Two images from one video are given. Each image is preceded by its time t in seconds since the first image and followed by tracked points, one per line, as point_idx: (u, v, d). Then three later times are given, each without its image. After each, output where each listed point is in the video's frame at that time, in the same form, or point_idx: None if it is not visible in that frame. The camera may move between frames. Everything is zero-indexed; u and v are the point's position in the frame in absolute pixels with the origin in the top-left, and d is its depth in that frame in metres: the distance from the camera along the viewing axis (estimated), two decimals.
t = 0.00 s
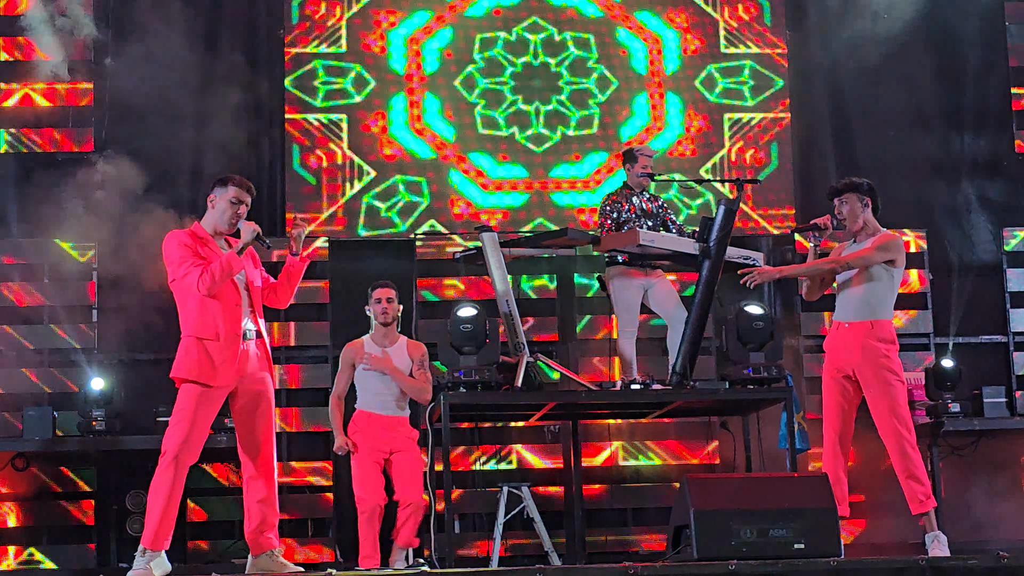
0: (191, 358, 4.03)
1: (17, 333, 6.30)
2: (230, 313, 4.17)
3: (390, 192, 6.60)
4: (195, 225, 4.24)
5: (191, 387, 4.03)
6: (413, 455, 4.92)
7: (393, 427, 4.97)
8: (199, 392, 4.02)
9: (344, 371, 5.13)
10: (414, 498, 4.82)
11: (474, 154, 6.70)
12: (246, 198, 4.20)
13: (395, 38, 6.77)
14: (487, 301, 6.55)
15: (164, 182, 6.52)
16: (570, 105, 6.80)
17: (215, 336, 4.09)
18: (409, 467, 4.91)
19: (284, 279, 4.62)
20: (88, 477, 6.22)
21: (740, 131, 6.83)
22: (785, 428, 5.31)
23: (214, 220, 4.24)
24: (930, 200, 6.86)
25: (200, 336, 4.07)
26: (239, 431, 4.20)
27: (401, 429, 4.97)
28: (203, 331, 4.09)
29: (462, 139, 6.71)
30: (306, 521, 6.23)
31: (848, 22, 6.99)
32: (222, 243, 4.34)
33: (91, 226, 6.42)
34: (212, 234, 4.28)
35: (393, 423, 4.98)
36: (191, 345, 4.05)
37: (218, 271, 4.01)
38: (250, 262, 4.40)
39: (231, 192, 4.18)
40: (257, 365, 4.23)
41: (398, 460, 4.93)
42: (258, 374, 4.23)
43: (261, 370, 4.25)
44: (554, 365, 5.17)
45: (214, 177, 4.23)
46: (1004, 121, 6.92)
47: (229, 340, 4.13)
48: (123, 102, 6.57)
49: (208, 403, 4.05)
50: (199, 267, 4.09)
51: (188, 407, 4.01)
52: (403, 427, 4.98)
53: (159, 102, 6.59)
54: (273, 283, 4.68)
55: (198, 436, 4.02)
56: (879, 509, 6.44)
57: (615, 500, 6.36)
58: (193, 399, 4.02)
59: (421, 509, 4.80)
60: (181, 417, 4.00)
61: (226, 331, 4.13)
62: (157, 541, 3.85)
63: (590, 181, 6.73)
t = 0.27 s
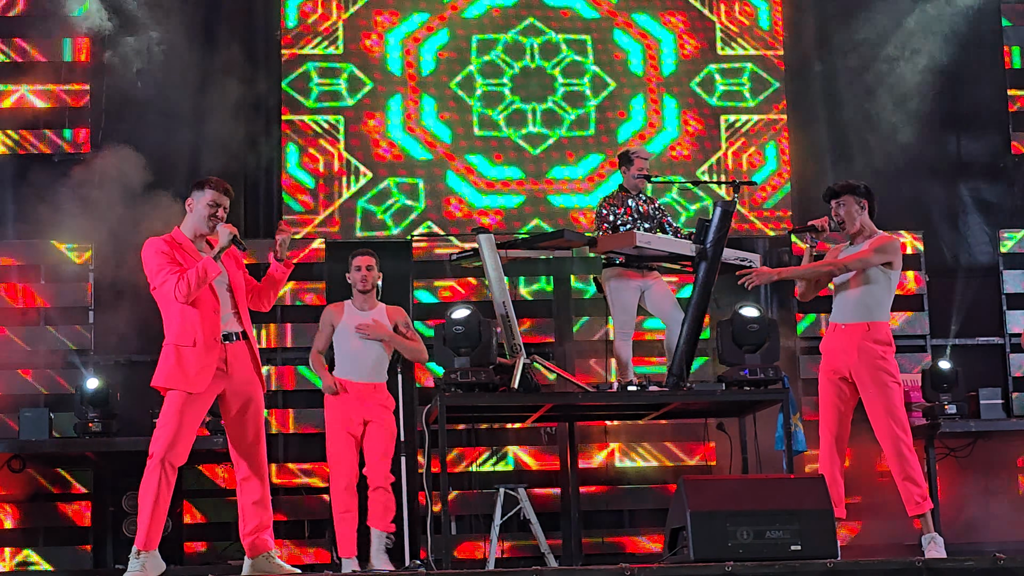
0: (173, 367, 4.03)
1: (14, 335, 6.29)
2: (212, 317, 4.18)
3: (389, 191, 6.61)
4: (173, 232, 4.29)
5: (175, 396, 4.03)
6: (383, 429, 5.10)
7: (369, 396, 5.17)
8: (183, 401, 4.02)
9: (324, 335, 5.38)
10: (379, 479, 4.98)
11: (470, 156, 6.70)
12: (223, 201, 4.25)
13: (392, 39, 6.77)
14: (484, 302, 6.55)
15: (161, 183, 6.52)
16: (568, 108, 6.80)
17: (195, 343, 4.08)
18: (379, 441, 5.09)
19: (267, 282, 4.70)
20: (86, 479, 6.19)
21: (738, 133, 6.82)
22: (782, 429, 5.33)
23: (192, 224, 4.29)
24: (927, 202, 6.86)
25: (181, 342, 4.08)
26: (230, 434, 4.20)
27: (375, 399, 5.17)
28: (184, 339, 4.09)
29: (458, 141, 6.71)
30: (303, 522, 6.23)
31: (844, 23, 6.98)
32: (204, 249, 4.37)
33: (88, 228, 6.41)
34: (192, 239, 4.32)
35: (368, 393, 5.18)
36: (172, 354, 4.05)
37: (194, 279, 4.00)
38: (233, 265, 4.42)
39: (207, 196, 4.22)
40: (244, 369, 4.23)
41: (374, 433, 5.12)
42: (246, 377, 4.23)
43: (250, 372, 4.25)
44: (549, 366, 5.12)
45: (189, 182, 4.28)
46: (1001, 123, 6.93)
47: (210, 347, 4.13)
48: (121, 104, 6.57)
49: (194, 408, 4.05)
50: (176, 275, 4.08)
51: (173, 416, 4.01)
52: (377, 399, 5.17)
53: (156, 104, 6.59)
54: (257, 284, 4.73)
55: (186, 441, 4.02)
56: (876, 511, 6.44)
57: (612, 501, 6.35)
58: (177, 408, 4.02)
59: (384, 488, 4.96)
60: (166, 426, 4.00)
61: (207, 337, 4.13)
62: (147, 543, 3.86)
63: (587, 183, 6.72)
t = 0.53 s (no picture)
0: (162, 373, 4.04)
1: (12, 334, 6.29)
2: (202, 320, 4.17)
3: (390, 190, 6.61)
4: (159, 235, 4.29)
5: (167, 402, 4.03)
6: (365, 455, 5.22)
7: (354, 419, 5.25)
8: (176, 405, 4.02)
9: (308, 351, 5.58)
10: (354, 501, 5.16)
11: (467, 156, 6.70)
12: (205, 199, 4.23)
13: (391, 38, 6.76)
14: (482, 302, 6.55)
15: (158, 183, 6.51)
16: (565, 108, 6.80)
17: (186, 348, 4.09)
18: (360, 466, 5.21)
19: (253, 285, 4.71)
20: (83, 479, 6.19)
21: (736, 133, 6.83)
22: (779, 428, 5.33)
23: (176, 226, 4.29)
24: (925, 203, 6.86)
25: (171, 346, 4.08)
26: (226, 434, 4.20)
27: (360, 421, 5.26)
28: (175, 344, 4.09)
29: (455, 141, 6.70)
30: (300, 522, 6.23)
31: (843, 23, 6.99)
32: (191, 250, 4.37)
33: (86, 227, 6.41)
34: (178, 240, 4.31)
35: (354, 415, 5.26)
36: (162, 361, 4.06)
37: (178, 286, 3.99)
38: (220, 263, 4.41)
39: (190, 198, 4.21)
40: (238, 368, 4.23)
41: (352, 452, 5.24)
42: (240, 377, 4.23)
43: (244, 372, 4.25)
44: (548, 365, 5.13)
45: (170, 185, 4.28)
46: (999, 123, 6.94)
47: (200, 349, 4.13)
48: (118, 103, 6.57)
49: (188, 411, 4.05)
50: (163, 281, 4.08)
51: (165, 421, 4.00)
52: (363, 421, 5.26)
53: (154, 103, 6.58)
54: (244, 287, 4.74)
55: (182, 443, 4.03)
56: (874, 511, 6.44)
57: (610, 501, 6.35)
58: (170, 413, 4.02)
59: (359, 513, 5.14)
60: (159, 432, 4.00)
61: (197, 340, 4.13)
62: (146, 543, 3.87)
63: (585, 183, 6.71)
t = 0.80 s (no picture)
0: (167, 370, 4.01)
1: (11, 333, 6.30)
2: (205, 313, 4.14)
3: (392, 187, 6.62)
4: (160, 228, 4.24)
5: (172, 398, 4.01)
6: (359, 459, 5.45)
7: (347, 424, 5.49)
8: (181, 403, 4.00)
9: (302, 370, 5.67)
10: (348, 503, 5.35)
11: (466, 156, 6.69)
12: (203, 190, 4.20)
13: (391, 37, 6.74)
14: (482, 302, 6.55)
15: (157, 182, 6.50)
16: (564, 107, 6.81)
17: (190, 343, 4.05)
18: (354, 470, 5.43)
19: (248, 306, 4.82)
20: (82, 479, 6.18)
21: (735, 132, 6.83)
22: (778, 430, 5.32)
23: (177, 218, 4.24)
24: (924, 203, 6.86)
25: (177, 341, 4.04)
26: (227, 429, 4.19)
27: (352, 427, 5.49)
28: (179, 338, 4.05)
29: (454, 141, 6.70)
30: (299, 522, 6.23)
31: (843, 23, 6.99)
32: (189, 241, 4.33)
33: (84, 227, 6.40)
34: (178, 233, 4.27)
35: (344, 423, 5.49)
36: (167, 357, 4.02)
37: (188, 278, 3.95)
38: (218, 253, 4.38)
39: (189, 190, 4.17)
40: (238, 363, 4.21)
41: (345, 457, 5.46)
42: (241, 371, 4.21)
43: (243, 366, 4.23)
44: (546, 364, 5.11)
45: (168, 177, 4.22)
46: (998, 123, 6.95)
47: (204, 344, 4.10)
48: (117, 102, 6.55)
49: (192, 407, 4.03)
50: (170, 275, 4.04)
51: (171, 418, 3.99)
52: (354, 426, 5.50)
53: (153, 102, 6.56)
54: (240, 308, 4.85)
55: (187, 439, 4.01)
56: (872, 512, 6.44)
57: (609, 501, 6.35)
58: (175, 410, 4.00)
59: (353, 514, 5.33)
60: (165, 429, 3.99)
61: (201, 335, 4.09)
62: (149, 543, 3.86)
63: (584, 183, 6.72)
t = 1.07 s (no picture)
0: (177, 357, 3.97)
1: (10, 332, 6.29)
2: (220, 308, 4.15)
3: (391, 187, 6.61)
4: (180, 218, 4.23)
5: (180, 387, 4.01)
6: (350, 460, 5.33)
7: (336, 424, 5.37)
8: (190, 391, 4.00)
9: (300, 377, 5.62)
10: (346, 505, 5.31)
11: (467, 154, 6.69)
12: (224, 181, 4.21)
13: (391, 34, 6.74)
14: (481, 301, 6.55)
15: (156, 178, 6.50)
16: (564, 106, 6.82)
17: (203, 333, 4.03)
18: (348, 472, 5.33)
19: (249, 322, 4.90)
20: (80, 477, 6.19)
21: (735, 131, 6.84)
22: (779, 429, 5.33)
23: (195, 208, 4.23)
24: (923, 202, 6.86)
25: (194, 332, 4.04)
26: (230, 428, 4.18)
27: (341, 427, 5.37)
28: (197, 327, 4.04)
29: (454, 139, 6.70)
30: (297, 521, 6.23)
31: (843, 20, 6.98)
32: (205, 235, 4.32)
33: (83, 224, 6.40)
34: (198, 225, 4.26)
35: (333, 424, 5.37)
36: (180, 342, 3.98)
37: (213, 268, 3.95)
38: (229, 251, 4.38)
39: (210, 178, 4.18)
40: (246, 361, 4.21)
41: (338, 458, 5.36)
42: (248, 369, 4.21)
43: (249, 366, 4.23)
44: (546, 363, 5.11)
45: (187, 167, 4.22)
46: (998, 123, 6.96)
47: (215, 337, 4.09)
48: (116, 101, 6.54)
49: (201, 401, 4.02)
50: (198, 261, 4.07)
51: (178, 406, 3.99)
52: (342, 425, 5.37)
53: (152, 100, 6.56)
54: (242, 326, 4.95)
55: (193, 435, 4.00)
56: (871, 511, 6.44)
57: (608, 500, 6.35)
58: (183, 398, 4.00)
59: (351, 517, 5.31)
60: (172, 416, 3.98)
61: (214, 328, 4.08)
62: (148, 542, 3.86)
63: (584, 181, 6.73)
